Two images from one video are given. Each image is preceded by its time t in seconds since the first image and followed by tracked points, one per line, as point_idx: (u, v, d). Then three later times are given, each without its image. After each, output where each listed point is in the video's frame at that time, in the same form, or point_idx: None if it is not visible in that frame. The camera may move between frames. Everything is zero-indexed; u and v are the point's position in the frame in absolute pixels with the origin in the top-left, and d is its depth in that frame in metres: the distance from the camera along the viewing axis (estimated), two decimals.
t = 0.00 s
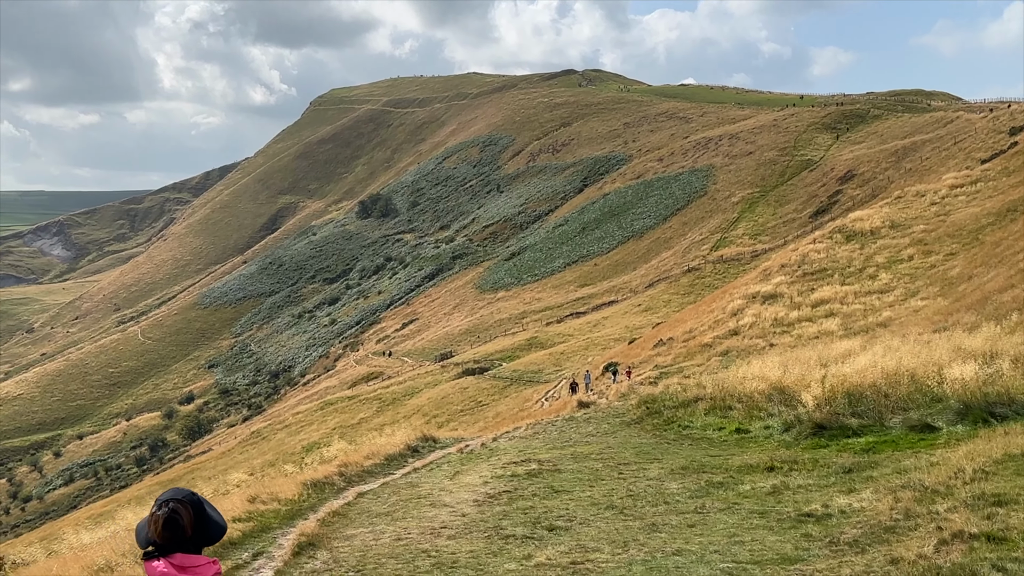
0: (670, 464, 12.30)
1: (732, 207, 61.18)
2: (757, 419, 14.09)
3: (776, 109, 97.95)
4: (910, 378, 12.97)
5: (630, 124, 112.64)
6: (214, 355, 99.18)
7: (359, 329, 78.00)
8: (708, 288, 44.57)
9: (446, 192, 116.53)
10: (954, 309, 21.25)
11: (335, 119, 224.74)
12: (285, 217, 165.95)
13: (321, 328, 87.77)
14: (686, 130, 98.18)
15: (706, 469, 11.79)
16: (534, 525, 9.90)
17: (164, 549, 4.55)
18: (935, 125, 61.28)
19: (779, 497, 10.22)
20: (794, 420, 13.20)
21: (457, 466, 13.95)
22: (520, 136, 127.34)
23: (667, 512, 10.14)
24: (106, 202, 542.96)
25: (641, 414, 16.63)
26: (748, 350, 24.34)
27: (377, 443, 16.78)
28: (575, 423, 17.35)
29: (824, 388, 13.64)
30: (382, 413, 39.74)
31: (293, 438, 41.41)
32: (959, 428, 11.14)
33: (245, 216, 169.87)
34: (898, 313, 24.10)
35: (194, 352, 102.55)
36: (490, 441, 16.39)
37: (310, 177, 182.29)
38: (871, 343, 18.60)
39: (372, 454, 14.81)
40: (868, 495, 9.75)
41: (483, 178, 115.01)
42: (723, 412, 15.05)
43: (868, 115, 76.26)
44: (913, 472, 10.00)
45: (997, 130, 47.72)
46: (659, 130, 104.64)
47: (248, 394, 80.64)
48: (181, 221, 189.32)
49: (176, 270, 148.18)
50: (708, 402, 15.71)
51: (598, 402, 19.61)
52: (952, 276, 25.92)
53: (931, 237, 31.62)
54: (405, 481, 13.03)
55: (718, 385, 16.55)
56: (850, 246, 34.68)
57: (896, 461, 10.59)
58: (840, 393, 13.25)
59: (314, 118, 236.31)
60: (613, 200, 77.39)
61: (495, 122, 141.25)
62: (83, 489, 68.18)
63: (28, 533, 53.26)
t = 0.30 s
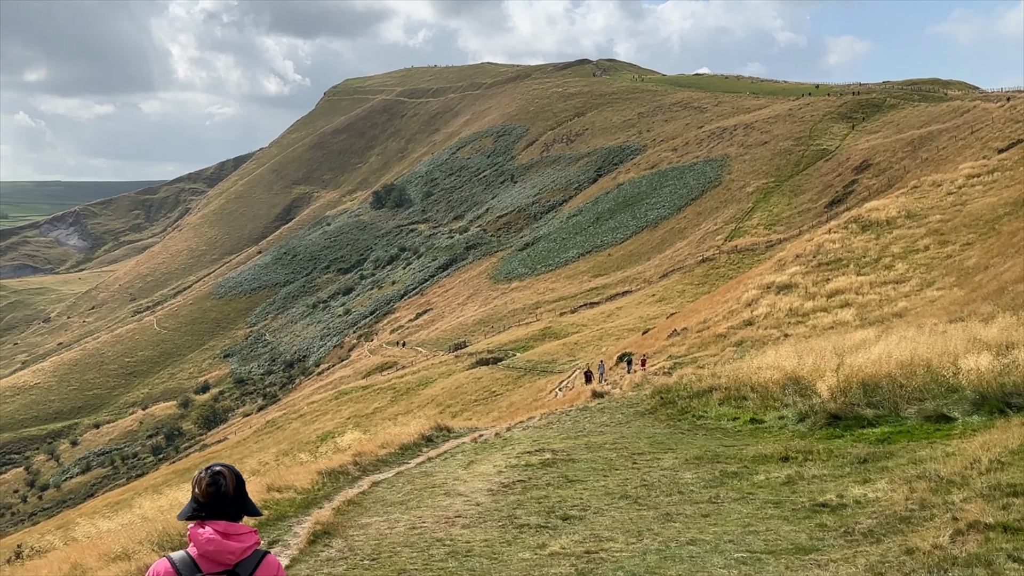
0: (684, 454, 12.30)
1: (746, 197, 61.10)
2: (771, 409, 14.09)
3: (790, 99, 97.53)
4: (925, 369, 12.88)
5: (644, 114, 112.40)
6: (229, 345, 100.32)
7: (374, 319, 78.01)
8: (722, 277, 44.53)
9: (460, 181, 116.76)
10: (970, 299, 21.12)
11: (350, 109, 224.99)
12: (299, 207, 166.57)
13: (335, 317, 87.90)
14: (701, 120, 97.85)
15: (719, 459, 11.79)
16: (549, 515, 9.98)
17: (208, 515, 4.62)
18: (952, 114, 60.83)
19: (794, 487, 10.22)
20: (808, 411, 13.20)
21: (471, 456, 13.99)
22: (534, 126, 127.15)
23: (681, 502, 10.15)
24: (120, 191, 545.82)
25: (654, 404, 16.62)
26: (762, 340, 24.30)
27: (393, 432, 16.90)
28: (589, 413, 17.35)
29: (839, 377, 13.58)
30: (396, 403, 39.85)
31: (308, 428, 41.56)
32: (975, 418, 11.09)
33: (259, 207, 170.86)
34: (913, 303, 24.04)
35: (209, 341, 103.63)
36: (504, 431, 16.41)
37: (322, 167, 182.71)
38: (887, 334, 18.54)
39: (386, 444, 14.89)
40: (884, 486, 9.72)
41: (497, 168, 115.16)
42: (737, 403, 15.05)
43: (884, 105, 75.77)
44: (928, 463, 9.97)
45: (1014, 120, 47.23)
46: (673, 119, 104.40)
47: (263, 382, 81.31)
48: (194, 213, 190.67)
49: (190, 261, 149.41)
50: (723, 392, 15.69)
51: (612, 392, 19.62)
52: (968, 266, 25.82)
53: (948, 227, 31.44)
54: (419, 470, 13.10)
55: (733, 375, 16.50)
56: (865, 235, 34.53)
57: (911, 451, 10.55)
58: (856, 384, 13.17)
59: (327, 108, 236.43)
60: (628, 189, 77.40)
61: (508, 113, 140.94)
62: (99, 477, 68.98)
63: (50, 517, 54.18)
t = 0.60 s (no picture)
0: (690, 433, 12.89)
1: (749, 189, 61.41)
2: (772, 391, 14.58)
3: (791, 95, 97.50)
4: (918, 352, 13.36)
5: (651, 110, 112.68)
6: (259, 329, 102.82)
7: (394, 305, 78.69)
8: (725, 266, 44.92)
9: (476, 174, 117.65)
10: (961, 287, 21.45)
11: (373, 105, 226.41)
12: (324, 199, 168.64)
13: (358, 304, 88.75)
14: (705, 116, 98.05)
15: (723, 438, 12.39)
16: (560, 490, 10.84)
17: (235, 497, 4.90)
18: (946, 110, 60.98)
19: (793, 464, 10.82)
20: (807, 392, 13.69)
21: (486, 434, 14.72)
22: (547, 121, 127.71)
23: (685, 478, 10.87)
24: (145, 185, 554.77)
25: (661, 385, 17.14)
26: (763, 325, 24.76)
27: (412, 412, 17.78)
28: (598, 393, 17.93)
29: (837, 360, 14.06)
30: (416, 383, 40.58)
31: (332, 407, 42.32)
32: (967, 400, 11.53)
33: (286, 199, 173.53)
34: (907, 290, 24.39)
35: (238, 326, 106.62)
36: (517, 411, 17.10)
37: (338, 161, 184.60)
38: (882, 319, 18.94)
39: (406, 422, 15.78)
40: (879, 462, 10.28)
41: (511, 162, 116.07)
42: (740, 384, 15.54)
43: (881, 101, 75.89)
44: (921, 441, 10.50)
45: (1005, 113, 47.19)
46: (679, 115, 104.73)
47: (290, 364, 82.75)
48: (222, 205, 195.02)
49: (221, 249, 152.87)
50: (726, 374, 16.19)
51: (620, 374, 20.13)
52: (960, 255, 26.13)
53: (941, 218, 31.74)
54: (437, 448, 13.98)
55: (736, 358, 17.00)
56: (862, 226, 34.86)
57: (905, 430, 11.07)
58: (853, 366, 13.66)
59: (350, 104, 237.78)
60: (635, 182, 77.89)
61: (523, 108, 141.43)
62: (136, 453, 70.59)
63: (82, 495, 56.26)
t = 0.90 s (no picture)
0: (685, 402, 14.60)
1: (738, 183, 62.34)
2: (759, 363, 16.14)
3: (778, 100, 97.94)
4: (891, 329, 15.06)
5: (651, 113, 113.35)
6: (301, 310, 110.10)
7: (422, 287, 80.72)
8: (718, 253, 45.97)
9: (493, 171, 120.41)
10: (932, 272, 22.43)
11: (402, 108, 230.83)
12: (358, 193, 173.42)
13: (389, 285, 91.69)
14: (700, 118, 99.04)
15: (715, 406, 14.07)
16: (569, 453, 12.59)
17: (276, 448, 6.02)
18: (917, 113, 62.10)
19: (778, 430, 12.47)
20: (790, 365, 15.27)
21: (503, 403, 16.66)
22: (558, 123, 129.31)
23: (681, 443, 12.56)
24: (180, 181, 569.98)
25: (658, 358, 18.72)
26: (751, 307, 25.89)
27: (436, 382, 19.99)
28: (604, 365, 19.52)
29: (817, 337, 15.71)
30: (440, 357, 42.40)
31: (367, 378, 44.27)
32: (935, 371, 13.14)
33: (324, 192, 179.48)
34: (881, 275, 25.49)
35: (283, 306, 114.58)
36: (531, 381, 19.01)
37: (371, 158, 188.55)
38: (858, 300, 20.21)
39: (431, 392, 18.02)
40: (855, 429, 11.84)
41: (525, 160, 118.32)
42: (729, 357, 17.09)
43: (859, 102, 76.83)
44: (894, 410, 12.11)
45: (973, 116, 48.62)
46: (676, 118, 105.65)
47: (329, 341, 88.80)
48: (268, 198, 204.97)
49: (267, 238, 161.96)
50: (718, 349, 17.72)
51: (623, 349, 21.47)
52: (930, 242, 27.25)
53: (911, 209, 33.00)
54: (460, 414, 15.99)
55: (726, 334, 18.56)
56: (840, 216, 36.12)
57: (879, 400, 12.66)
58: (832, 341, 15.29)
59: (382, 108, 242.40)
60: (636, 177, 79.08)
61: (535, 112, 142.99)
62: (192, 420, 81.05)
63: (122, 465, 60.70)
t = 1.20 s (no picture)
0: (684, 378, 15.99)
1: (733, 177, 63.35)
2: (752, 342, 17.70)
3: (771, 100, 98.66)
4: (875, 311, 16.69)
5: (653, 113, 114.28)
6: (333, 293, 117.74)
7: (443, 273, 83.11)
8: (716, 241, 46.98)
9: (508, 166, 123.51)
10: (911, 258, 24.34)
11: (425, 109, 237.14)
12: (385, 186, 182.70)
13: (413, 271, 94.93)
14: (699, 117, 99.62)
15: (712, 382, 15.43)
16: (577, 423, 13.81)
17: (324, 422, 7.30)
18: (899, 112, 63.12)
19: (770, 403, 13.74)
20: (781, 344, 16.78)
21: (517, 378, 18.29)
22: (568, 121, 131.31)
23: (681, 415, 13.80)
24: (218, 181, 587.96)
25: (659, 338, 20.25)
26: (746, 291, 26.98)
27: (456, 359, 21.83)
28: (610, 344, 20.96)
29: (806, 319, 17.24)
30: (460, 337, 44.23)
31: (393, 355, 46.24)
32: (915, 349, 14.68)
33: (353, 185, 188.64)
34: (865, 261, 27.05)
35: (317, 290, 122.81)
36: (543, 359, 20.74)
37: (407, 154, 195.49)
38: (845, 285, 21.71)
39: (451, 368, 19.81)
40: (841, 402, 13.08)
41: (537, 155, 120.79)
42: (725, 337, 18.64)
43: (846, 103, 78.36)
44: (877, 384, 13.43)
45: (949, 115, 50.99)
46: (676, 117, 106.69)
47: (359, 321, 92.90)
48: (307, 190, 216.86)
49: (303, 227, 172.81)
50: (714, 330, 19.26)
51: (628, 329, 22.81)
52: (910, 231, 29.05)
53: (894, 201, 35.18)
54: (478, 388, 17.64)
55: (722, 317, 20.09)
56: (828, 208, 37.97)
57: (864, 376, 14.02)
58: (820, 323, 16.83)
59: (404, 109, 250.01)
60: (638, 172, 79.98)
61: (547, 111, 144.51)
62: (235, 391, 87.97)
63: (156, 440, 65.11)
